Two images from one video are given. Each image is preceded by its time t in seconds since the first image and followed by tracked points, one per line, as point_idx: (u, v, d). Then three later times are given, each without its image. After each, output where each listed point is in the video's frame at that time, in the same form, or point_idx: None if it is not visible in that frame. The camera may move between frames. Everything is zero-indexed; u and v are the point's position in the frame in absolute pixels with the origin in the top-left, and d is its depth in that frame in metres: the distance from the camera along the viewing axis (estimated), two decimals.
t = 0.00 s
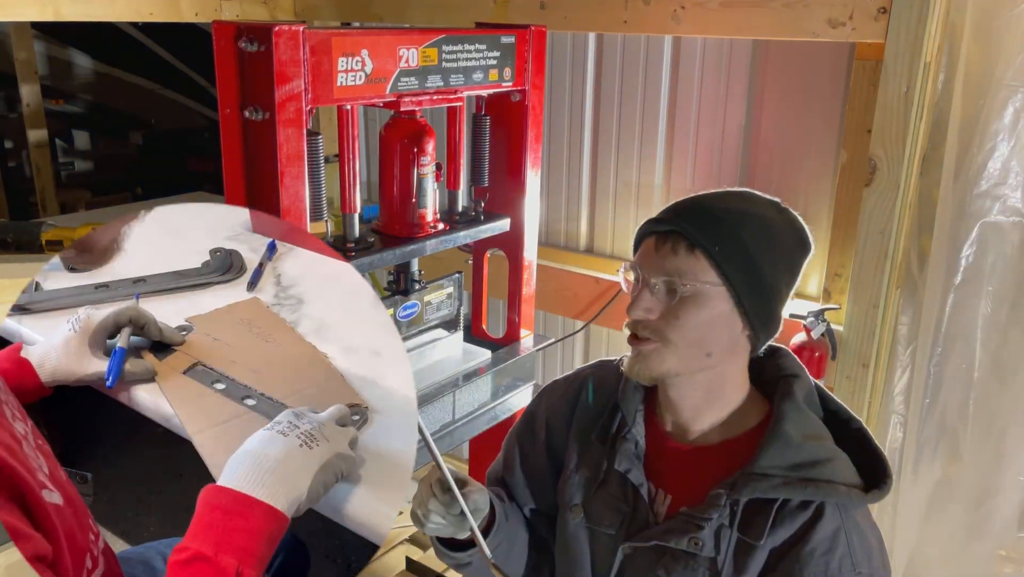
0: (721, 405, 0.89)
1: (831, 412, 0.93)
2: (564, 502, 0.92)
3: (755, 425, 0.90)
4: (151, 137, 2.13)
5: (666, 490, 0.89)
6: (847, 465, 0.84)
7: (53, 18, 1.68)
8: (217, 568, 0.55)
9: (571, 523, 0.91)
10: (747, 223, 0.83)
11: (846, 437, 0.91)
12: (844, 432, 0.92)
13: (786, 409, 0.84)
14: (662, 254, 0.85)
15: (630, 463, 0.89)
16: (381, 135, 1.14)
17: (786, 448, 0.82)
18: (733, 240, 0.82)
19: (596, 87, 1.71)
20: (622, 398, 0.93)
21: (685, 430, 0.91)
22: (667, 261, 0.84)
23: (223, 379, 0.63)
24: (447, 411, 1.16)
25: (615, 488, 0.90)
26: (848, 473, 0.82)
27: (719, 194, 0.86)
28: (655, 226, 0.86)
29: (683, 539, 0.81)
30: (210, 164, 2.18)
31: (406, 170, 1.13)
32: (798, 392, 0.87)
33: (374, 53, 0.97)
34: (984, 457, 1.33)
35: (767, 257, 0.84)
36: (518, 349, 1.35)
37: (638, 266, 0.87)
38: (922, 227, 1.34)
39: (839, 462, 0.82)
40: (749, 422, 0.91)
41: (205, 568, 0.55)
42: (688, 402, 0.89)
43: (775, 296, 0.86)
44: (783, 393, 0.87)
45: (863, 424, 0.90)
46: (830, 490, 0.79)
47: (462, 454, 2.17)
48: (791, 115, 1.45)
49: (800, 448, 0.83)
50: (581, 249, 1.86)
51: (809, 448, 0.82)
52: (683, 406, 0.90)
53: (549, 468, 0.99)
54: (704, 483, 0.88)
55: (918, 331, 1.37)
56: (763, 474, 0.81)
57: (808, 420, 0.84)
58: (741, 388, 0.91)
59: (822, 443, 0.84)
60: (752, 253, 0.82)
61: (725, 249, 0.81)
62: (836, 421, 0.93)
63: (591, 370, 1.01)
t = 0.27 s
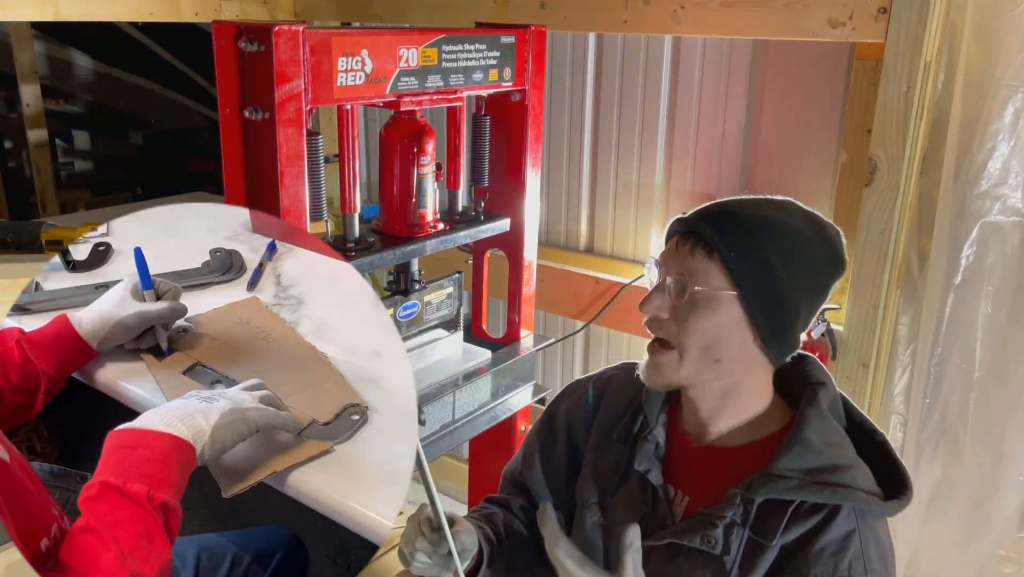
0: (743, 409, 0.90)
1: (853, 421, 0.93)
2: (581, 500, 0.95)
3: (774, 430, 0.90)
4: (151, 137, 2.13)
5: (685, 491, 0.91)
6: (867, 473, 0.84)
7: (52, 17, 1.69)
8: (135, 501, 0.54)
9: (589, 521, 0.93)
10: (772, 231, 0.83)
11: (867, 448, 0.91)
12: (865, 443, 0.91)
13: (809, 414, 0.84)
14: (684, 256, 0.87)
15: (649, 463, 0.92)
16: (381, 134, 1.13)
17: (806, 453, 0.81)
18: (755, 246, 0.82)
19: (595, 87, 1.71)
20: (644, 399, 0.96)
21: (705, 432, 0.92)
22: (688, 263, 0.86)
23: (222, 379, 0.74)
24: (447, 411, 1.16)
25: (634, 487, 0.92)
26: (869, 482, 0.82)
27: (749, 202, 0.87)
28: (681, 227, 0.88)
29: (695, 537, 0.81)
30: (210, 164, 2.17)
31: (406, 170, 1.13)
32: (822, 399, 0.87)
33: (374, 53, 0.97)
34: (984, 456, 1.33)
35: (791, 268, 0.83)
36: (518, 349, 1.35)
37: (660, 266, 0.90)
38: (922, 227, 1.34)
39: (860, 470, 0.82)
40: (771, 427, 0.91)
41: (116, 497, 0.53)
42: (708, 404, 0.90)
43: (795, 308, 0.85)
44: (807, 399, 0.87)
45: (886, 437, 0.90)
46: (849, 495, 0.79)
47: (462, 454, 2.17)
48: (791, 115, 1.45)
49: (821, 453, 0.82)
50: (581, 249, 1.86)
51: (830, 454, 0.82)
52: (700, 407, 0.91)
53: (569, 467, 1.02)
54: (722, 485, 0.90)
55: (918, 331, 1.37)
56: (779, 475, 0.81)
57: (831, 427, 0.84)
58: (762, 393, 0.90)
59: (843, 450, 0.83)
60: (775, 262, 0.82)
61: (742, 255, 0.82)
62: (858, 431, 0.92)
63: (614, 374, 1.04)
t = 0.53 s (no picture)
0: (747, 413, 0.89)
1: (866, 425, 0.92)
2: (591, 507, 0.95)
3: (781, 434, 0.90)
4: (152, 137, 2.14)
5: (692, 496, 0.91)
6: (875, 473, 0.82)
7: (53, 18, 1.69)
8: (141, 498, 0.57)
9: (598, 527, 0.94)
10: (798, 229, 0.83)
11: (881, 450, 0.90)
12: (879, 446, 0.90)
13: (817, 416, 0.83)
14: (711, 258, 0.85)
15: (656, 470, 0.91)
16: (381, 134, 1.13)
17: (811, 454, 0.81)
18: (788, 244, 0.83)
19: (595, 87, 1.71)
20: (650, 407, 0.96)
21: (713, 438, 0.92)
22: (717, 264, 0.84)
23: (221, 379, 0.74)
24: (447, 411, 1.17)
25: (641, 494, 0.92)
26: (876, 482, 0.81)
27: (766, 201, 0.87)
28: (700, 228, 0.87)
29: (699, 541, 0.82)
30: (210, 164, 2.18)
31: (406, 170, 1.13)
32: (832, 403, 0.86)
33: (374, 53, 0.97)
34: (984, 456, 1.33)
35: (816, 264, 0.84)
36: (518, 349, 1.35)
37: (682, 270, 0.88)
38: (921, 227, 1.34)
39: (869, 472, 0.81)
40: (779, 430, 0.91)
41: (120, 494, 0.57)
42: (716, 412, 0.89)
43: (821, 302, 0.86)
44: (816, 402, 0.86)
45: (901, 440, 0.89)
46: (854, 494, 0.78)
47: (462, 454, 2.17)
48: (791, 115, 1.45)
49: (825, 455, 0.81)
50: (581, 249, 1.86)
51: (837, 455, 0.81)
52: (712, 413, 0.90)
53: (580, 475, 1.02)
54: (728, 489, 0.89)
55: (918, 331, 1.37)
56: (782, 476, 0.81)
57: (838, 429, 0.83)
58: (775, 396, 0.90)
59: (850, 451, 0.82)
60: (805, 260, 0.83)
61: (777, 253, 0.82)
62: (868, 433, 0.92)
63: (624, 382, 1.04)
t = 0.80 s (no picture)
0: (720, 413, 0.88)
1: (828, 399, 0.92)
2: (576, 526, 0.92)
3: (754, 428, 0.90)
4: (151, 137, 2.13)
5: (678, 503, 0.89)
6: (854, 451, 0.83)
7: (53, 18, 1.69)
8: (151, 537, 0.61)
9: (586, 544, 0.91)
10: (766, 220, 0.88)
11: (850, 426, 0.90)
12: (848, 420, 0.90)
13: (788, 403, 0.84)
14: (696, 248, 0.85)
15: (637, 480, 0.89)
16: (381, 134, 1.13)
17: (789, 443, 0.81)
18: (764, 232, 0.86)
19: (595, 87, 1.71)
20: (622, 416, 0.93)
21: (692, 441, 0.91)
22: (706, 253, 0.85)
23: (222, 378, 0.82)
24: (447, 411, 1.17)
25: (623, 505, 0.89)
26: (855, 459, 0.82)
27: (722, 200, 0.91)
28: (677, 224, 0.86)
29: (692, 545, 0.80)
30: (209, 164, 2.18)
31: (406, 170, 1.13)
32: (799, 387, 0.86)
33: (374, 53, 0.97)
34: (984, 456, 1.32)
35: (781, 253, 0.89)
36: (518, 349, 1.35)
37: (665, 264, 0.86)
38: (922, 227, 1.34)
39: (845, 450, 0.82)
40: (753, 423, 0.90)
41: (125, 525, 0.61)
42: (697, 415, 0.88)
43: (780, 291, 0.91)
44: (785, 389, 0.87)
45: (867, 411, 0.89)
46: (835, 474, 0.78)
47: (463, 454, 2.18)
48: (791, 114, 1.45)
49: (802, 442, 0.82)
50: (581, 249, 1.86)
51: (813, 440, 0.82)
52: (693, 413, 0.89)
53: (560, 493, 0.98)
54: (711, 490, 0.87)
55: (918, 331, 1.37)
56: (765, 468, 0.81)
57: (811, 413, 0.84)
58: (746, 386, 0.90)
59: (826, 433, 0.83)
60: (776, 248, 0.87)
61: (759, 239, 0.85)
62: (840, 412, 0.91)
63: (590, 396, 1.01)
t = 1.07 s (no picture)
0: (703, 406, 0.83)
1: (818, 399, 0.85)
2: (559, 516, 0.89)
3: (743, 420, 0.83)
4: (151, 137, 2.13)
5: (660, 495, 0.85)
6: (835, 448, 0.82)
7: (53, 18, 1.69)
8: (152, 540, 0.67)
9: (572, 538, 0.87)
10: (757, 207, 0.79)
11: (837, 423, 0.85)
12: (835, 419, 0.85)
13: (768, 399, 0.82)
14: (681, 241, 0.77)
15: (621, 474, 0.86)
16: (380, 134, 1.13)
17: (768, 437, 0.81)
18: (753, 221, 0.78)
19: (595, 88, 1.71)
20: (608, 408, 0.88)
21: (677, 434, 0.85)
22: (692, 246, 0.77)
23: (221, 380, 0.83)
24: (447, 411, 1.17)
25: (610, 501, 0.86)
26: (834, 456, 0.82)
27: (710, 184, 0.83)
28: (661, 215, 0.79)
29: (670, 540, 0.80)
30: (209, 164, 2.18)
31: (406, 170, 1.13)
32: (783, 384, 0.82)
33: (374, 53, 0.97)
34: (984, 456, 1.33)
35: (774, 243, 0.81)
36: (518, 349, 1.35)
37: (650, 257, 0.78)
38: (922, 226, 1.34)
39: (825, 446, 0.82)
40: (742, 417, 0.84)
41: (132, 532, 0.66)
42: (682, 408, 0.84)
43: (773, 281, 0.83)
44: (766, 383, 0.83)
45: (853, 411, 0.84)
46: (812, 471, 0.79)
47: (462, 454, 2.18)
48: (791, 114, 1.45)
49: (782, 436, 0.81)
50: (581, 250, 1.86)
51: (792, 435, 0.81)
52: (679, 405, 0.83)
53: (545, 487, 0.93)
54: (695, 482, 0.84)
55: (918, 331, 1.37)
56: (745, 462, 0.81)
57: (793, 408, 0.83)
58: (736, 380, 0.83)
59: (806, 428, 0.83)
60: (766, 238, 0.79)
61: (748, 229, 0.76)
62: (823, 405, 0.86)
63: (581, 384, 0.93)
